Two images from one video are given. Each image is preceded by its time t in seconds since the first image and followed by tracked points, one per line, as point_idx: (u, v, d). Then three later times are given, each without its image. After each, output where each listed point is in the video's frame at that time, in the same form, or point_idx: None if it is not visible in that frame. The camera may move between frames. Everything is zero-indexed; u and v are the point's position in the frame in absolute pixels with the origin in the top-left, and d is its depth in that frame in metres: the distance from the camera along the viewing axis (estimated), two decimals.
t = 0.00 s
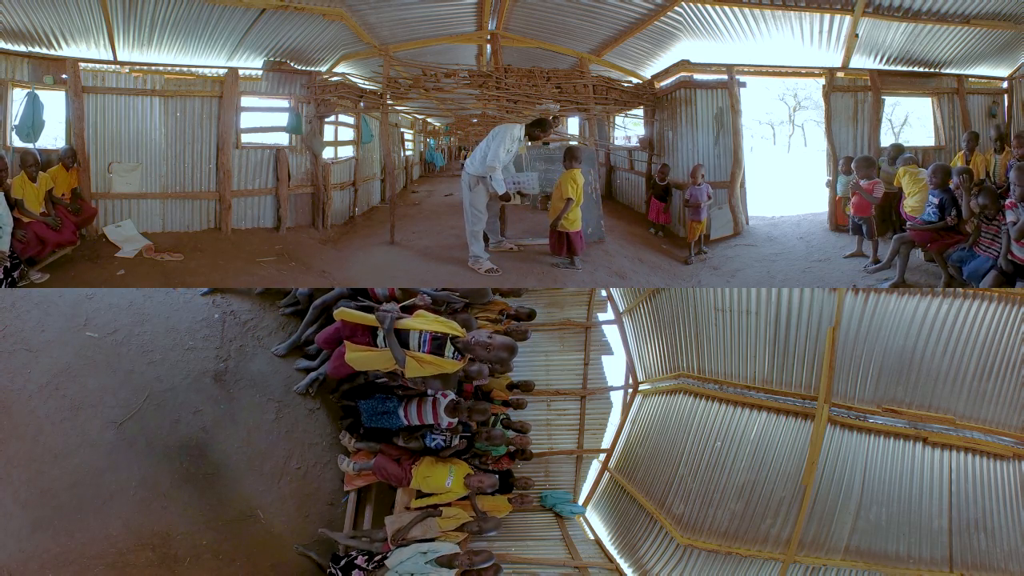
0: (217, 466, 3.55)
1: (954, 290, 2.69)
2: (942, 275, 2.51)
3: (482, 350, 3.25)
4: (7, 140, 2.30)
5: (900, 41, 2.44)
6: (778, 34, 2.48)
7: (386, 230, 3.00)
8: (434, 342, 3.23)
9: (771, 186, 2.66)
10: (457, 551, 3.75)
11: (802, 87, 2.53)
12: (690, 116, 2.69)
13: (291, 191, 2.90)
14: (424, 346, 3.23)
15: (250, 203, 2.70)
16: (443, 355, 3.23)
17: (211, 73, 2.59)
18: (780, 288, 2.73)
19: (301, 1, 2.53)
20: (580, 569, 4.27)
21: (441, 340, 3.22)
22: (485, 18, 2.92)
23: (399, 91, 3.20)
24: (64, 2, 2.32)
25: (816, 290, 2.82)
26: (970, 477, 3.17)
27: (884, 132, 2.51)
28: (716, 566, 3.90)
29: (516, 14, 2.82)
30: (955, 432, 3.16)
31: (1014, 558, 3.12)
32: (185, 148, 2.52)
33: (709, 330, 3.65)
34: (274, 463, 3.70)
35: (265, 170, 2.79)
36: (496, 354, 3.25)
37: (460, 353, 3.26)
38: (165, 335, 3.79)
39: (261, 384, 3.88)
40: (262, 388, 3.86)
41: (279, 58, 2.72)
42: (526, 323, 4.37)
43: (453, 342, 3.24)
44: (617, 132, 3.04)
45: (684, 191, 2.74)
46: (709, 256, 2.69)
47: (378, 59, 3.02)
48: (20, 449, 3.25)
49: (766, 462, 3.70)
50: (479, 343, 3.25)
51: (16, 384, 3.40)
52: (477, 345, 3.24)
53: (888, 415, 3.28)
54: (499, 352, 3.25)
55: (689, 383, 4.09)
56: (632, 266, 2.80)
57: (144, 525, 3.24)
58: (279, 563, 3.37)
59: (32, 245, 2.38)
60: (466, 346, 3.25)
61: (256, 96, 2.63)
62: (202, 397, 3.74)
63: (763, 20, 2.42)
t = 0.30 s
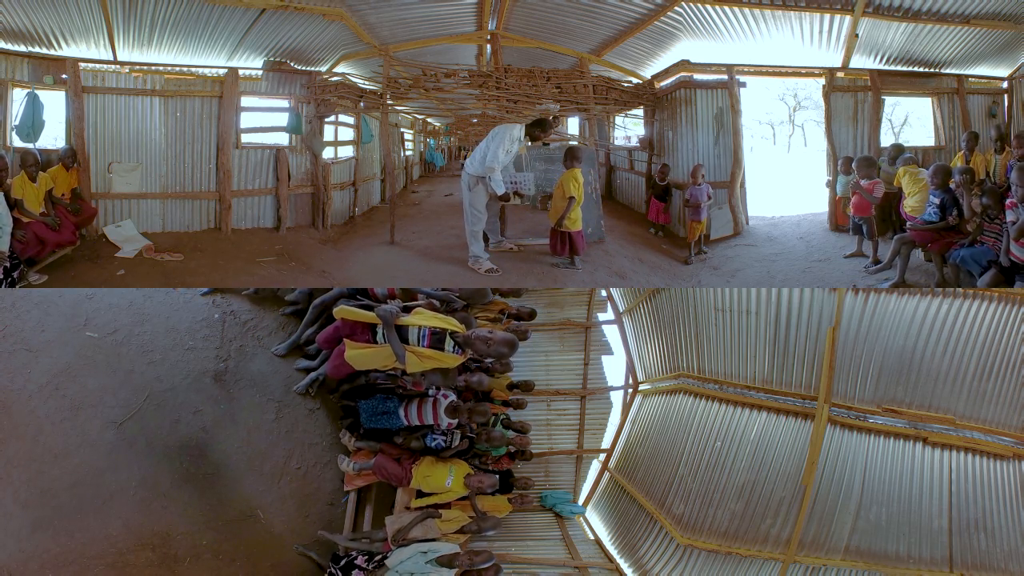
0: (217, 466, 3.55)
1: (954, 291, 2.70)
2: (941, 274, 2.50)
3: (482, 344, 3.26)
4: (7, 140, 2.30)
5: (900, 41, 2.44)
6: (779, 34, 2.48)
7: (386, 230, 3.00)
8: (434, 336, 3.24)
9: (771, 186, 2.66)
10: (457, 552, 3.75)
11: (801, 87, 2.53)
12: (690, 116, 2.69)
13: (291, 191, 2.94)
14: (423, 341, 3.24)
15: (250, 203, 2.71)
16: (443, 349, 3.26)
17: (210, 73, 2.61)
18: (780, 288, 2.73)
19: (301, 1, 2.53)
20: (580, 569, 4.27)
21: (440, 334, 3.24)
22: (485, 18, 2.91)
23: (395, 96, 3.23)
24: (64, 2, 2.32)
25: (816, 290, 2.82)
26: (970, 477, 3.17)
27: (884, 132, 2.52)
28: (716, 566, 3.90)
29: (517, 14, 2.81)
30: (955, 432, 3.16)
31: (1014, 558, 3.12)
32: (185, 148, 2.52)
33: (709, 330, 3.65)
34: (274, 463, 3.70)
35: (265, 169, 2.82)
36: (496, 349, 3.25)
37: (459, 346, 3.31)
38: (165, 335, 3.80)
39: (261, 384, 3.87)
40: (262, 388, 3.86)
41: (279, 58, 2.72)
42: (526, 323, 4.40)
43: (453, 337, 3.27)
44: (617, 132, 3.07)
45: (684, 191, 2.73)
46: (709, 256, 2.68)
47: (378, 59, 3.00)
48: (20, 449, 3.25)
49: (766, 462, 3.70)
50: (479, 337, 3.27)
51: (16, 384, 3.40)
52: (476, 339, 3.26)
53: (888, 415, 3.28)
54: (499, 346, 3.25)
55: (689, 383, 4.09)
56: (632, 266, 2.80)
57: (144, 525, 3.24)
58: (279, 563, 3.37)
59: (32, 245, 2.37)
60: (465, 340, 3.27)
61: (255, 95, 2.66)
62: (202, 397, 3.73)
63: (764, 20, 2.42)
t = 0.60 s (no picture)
0: (217, 466, 3.54)
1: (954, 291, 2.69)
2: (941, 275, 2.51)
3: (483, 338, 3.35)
4: (7, 140, 2.31)
5: (900, 41, 2.44)
6: (778, 34, 2.48)
7: (386, 230, 3.00)
8: (432, 326, 3.22)
9: (771, 187, 2.66)
10: (457, 552, 3.75)
11: (802, 87, 2.53)
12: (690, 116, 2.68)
13: (291, 191, 2.90)
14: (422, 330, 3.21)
15: (250, 203, 2.69)
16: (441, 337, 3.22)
17: (210, 73, 2.58)
18: (780, 288, 2.73)
19: (301, 1, 2.52)
20: (580, 569, 4.27)
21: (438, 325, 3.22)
22: (485, 18, 2.90)
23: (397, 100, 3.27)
24: (64, 2, 2.33)
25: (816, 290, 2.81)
26: (970, 477, 3.17)
27: (884, 132, 2.52)
28: (717, 566, 3.90)
29: (517, 14, 2.82)
30: (955, 432, 3.16)
31: (1014, 558, 3.12)
32: (185, 148, 2.51)
33: (709, 330, 3.65)
34: (274, 463, 3.70)
35: (265, 169, 2.78)
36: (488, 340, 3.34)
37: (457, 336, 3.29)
38: (165, 335, 3.78)
39: (261, 384, 3.88)
40: (262, 388, 3.87)
41: (279, 58, 2.69)
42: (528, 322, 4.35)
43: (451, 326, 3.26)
44: (617, 132, 3.04)
45: (684, 191, 2.73)
46: (709, 256, 2.68)
47: (378, 59, 2.99)
48: (20, 449, 3.24)
49: (766, 462, 3.70)
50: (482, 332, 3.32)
51: (16, 384, 3.39)
52: (475, 328, 3.31)
53: (888, 415, 3.28)
54: (498, 335, 3.34)
55: (689, 383, 4.09)
56: (632, 266, 2.80)
57: (144, 525, 3.24)
58: (279, 563, 3.37)
59: (32, 245, 2.39)
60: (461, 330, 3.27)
61: (256, 95, 2.62)
62: (202, 397, 3.73)
63: (764, 19, 2.43)
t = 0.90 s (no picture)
0: (217, 466, 3.53)
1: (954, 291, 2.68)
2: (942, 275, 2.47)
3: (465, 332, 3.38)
4: (7, 140, 2.29)
5: (900, 41, 2.44)
6: (778, 34, 2.49)
7: (386, 230, 2.99)
8: (420, 303, 2.78)
9: (770, 187, 2.69)
10: (457, 552, 3.76)
11: (802, 87, 2.55)
12: (690, 116, 2.68)
13: (291, 191, 2.93)
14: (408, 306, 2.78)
15: (251, 203, 2.69)
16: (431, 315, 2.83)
17: (210, 73, 2.59)
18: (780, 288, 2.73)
19: (301, 1, 2.52)
20: (580, 569, 4.28)
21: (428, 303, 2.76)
22: (486, 18, 2.96)
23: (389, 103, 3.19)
24: (64, 2, 2.33)
25: (817, 290, 2.80)
26: (970, 477, 3.18)
27: (884, 132, 2.54)
28: (716, 566, 3.91)
29: (517, 14, 2.84)
30: (955, 432, 3.16)
31: (1014, 558, 3.12)
32: (185, 148, 2.51)
33: (709, 330, 3.62)
34: (274, 463, 3.69)
35: (265, 169, 2.80)
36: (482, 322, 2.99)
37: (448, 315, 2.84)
38: (164, 335, 3.58)
39: (261, 384, 3.81)
40: (262, 387, 3.81)
41: (279, 58, 2.71)
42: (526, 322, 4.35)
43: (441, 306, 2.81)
44: (617, 132, 3.10)
45: (685, 191, 2.74)
46: (709, 256, 2.68)
47: (378, 59, 2.97)
48: (19, 449, 3.23)
49: (766, 463, 3.70)
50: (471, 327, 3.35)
51: (16, 384, 3.30)
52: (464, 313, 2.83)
53: (888, 415, 3.29)
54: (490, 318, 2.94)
55: (689, 383, 4.08)
56: (632, 266, 2.78)
57: (144, 524, 3.27)
58: (280, 561, 3.42)
59: (32, 246, 2.38)
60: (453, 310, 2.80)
61: (256, 95, 2.63)
62: (202, 397, 3.64)
63: (764, 19, 2.42)
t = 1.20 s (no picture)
0: (217, 466, 3.52)
1: (955, 290, 2.64)
2: (941, 275, 2.50)
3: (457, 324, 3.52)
4: (7, 140, 2.31)
5: (900, 42, 2.45)
6: (778, 34, 2.50)
7: (386, 230, 2.98)
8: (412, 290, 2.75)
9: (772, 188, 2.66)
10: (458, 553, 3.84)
11: (802, 87, 2.54)
12: (690, 116, 2.67)
13: (291, 191, 2.80)
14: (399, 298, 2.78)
15: (251, 203, 2.62)
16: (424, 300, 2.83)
17: (211, 73, 2.54)
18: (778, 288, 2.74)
19: (301, 1, 2.51)
20: (580, 569, 4.30)
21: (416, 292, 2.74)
22: (485, 18, 2.94)
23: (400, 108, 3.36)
24: (65, 3, 2.35)
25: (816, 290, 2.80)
26: (970, 478, 3.21)
27: (884, 132, 2.51)
28: (716, 566, 3.92)
29: (517, 14, 2.82)
30: (955, 432, 3.18)
31: (1014, 558, 3.15)
32: (185, 148, 2.48)
33: (709, 330, 3.53)
34: (274, 463, 3.70)
35: (265, 170, 2.69)
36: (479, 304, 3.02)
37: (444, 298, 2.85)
38: (164, 335, 3.47)
39: (261, 384, 3.79)
40: (262, 387, 3.79)
41: (279, 58, 2.63)
42: (524, 325, 4.37)
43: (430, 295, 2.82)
44: (617, 132, 3.06)
45: (685, 191, 2.71)
46: (709, 256, 2.67)
47: (378, 59, 2.95)
48: (19, 449, 3.23)
49: (766, 463, 3.71)
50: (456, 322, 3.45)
51: (16, 384, 3.29)
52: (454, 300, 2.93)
53: (888, 415, 3.30)
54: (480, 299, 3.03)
55: (689, 383, 4.06)
56: (632, 266, 2.77)
57: (144, 524, 3.28)
58: (280, 561, 3.47)
59: (32, 245, 2.42)
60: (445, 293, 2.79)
61: (256, 95, 2.55)
62: (202, 397, 3.60)
63: (764, 19, 2.44)
